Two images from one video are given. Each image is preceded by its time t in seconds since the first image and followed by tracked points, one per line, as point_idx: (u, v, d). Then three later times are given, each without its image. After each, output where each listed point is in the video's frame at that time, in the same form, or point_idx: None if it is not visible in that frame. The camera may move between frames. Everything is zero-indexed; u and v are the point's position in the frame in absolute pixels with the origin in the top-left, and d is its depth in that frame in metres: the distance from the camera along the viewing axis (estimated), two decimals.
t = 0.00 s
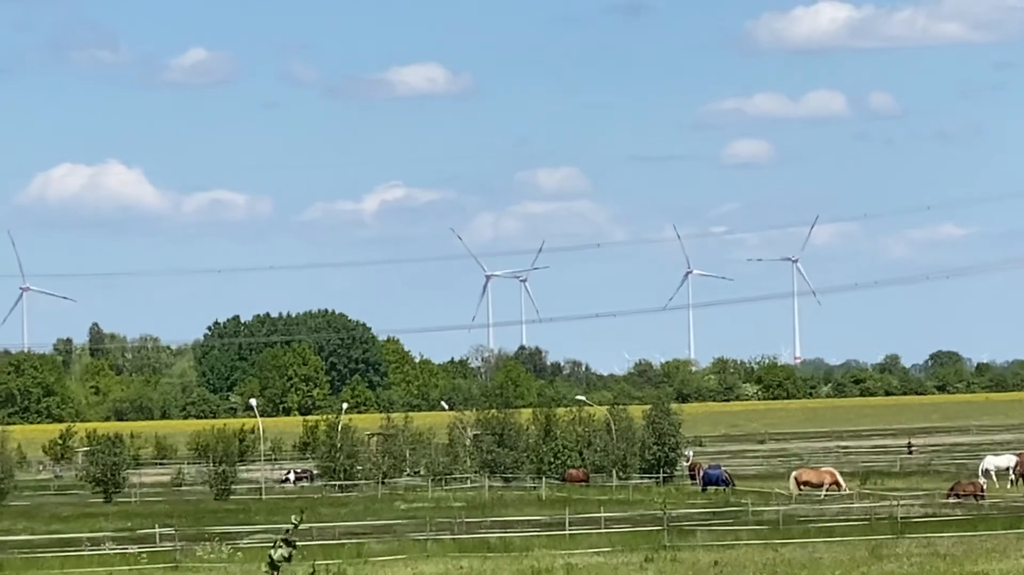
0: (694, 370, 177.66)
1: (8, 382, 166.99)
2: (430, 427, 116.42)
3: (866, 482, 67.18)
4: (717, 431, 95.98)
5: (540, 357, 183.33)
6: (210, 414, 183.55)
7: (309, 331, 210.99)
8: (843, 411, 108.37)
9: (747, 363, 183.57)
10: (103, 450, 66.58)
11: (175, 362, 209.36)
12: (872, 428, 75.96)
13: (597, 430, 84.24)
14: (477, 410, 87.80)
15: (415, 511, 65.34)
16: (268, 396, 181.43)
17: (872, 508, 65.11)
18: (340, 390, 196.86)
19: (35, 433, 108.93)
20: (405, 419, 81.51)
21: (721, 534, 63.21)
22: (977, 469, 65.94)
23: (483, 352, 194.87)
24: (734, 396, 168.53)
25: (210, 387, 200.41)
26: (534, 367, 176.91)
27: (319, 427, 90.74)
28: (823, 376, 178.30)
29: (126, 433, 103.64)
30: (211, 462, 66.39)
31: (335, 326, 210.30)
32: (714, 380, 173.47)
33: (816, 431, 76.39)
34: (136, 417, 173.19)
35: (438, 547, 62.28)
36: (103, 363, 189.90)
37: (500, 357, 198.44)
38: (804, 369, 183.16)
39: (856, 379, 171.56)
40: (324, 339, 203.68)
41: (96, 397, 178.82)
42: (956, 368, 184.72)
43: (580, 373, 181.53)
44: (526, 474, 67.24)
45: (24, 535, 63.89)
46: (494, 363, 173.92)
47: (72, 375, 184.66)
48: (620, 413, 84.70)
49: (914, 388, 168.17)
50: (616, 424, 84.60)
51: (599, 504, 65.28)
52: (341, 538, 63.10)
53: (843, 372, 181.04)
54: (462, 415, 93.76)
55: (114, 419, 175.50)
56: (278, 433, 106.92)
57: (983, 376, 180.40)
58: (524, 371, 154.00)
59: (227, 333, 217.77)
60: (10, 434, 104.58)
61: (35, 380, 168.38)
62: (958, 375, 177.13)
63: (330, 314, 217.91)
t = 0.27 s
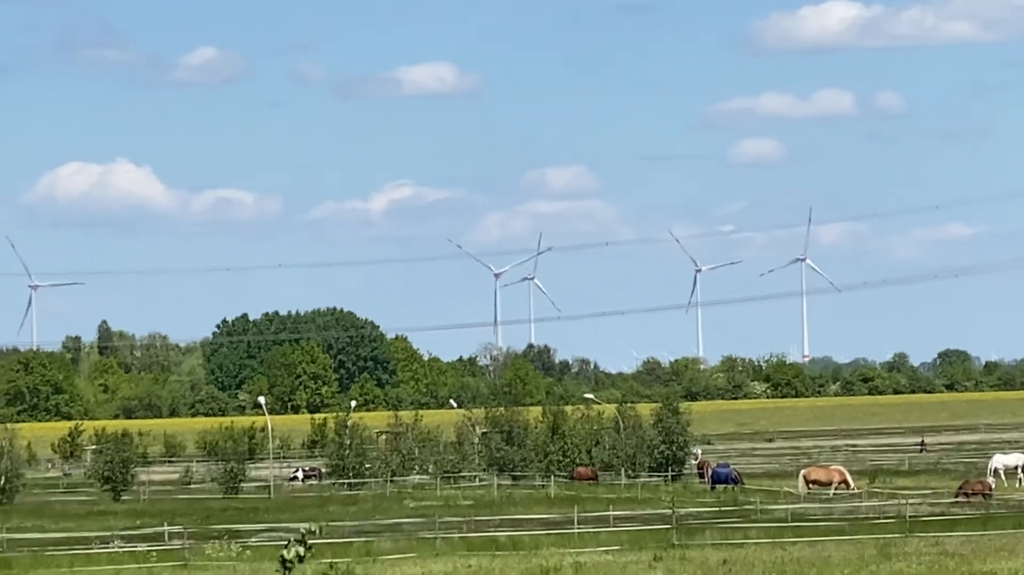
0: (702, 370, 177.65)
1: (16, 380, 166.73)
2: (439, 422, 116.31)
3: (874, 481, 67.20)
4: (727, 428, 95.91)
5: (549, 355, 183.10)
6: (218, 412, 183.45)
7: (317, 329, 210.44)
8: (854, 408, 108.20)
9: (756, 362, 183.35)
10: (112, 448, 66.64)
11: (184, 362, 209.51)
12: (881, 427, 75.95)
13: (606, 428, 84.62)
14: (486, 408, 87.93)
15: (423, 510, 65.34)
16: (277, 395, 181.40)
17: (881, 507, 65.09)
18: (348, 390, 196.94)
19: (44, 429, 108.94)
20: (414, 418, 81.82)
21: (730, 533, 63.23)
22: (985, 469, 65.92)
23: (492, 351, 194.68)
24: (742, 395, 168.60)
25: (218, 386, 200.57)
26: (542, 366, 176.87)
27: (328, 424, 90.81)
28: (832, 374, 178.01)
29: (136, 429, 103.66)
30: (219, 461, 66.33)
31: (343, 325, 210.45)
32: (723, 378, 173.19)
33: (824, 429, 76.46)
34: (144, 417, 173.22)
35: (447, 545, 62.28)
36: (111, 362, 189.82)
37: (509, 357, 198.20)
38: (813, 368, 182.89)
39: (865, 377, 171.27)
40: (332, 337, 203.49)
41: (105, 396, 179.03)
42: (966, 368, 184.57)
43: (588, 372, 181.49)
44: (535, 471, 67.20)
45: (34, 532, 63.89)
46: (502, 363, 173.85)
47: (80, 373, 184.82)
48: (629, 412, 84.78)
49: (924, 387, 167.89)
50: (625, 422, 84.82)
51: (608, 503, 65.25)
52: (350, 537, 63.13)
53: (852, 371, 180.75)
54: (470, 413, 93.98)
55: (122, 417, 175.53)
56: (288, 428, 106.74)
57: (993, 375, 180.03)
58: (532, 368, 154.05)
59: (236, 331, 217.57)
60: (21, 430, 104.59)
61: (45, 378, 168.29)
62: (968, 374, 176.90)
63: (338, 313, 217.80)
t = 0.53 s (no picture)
0: (711, 371, 177.64)
1: (24, 382, 165.66)
2: (448, 426, 116.31)
3: (882, 483, 67.09)
4: (735, 432, 95.94)
5: (557, 358, 183.17)
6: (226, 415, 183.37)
7: (325, 331, 210.15)
8: (864, 411, 108.16)
9: (763, 364, 183.43)
10: (121, 451, 66.62)
11: (191, 363, 209.58)
12: (889, 429, 75.88)
13: (614, 430, 85.08)
14: (494, 411, 88.07)
15: (431, 512, 65.25)
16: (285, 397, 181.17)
17: (889, 509, 64.97)
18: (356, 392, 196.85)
19: (53, 432, 108.88)
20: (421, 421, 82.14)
21: (738, 535, 63.12)
22: (995, 471, 65.78)
23: (500, 353, 194.60)
24: (751, 396, 168.67)
25: (226, 387, 200.51)
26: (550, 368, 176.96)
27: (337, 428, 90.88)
28: (840, 376, 178.07)
29: (145, 433, 103.62)
30: (228, 464, 66.32)
31: (351, 326, 210.55)
32: (731, 380, 173.30)
33: (834, 432, 76.48)
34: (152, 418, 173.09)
35: (455, 548, 62.18)
36: (119, 363, 189.66)
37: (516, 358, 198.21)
38: (821, 370, 182.92)
39: (873, 380, 171.40)
40: (341, 338, 203.44)
41: (113, 398, 178.55)
42: (974, 369, 184.47)
43: (596, 374, 181.47)
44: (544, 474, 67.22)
45: (42, 534, 63.82)
46: (510, 365, 173.80)
47: (88, 375, 184.67)
48: (637, 414, 84.86)
49: (932, 388, 167.92)
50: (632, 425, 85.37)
51: (616, 505, 65.19)
52: (358, 539, 63.02)
53: (860, 373, 180.79)
54: (478, 414, 94.38)
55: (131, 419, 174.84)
56: (297, 432, 106.71)
57: (1001, 378, 179.99)
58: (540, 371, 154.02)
59: (244, 333, 217.46)
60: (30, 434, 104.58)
61: (53, 381, 167.37)
62: (977, 376, 176.73)
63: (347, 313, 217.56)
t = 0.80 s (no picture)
0: (725, 374, 175.70)
1: (21, 386, 165.34)
2: (455, 431, 114.68)
3: (902, 489, 65.38)
4: (751, 436, 94.21)
5: (568, 360, 181.37)
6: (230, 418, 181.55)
7: (330, 333, 208.45)
8: (886, 415, 106.22)
9: (780, 367, 181.59)
10: (120, 455, 65.00)
11: (195, 366, 207.99)
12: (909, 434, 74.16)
13: (627, 434, 83.74)
14: (504, 415, 86.56)
15: (439, 519, 63.51)
16: (288, 401, 179.36)
17: (909, 515, 63.18)
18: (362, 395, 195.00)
19: (54, 437, 107.37)
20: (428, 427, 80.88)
21: (754, 542, 61.36)
22: (1018, 477, 63.94)
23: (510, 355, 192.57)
24: (766, 400, 166.72)
25: (230, 391, 198.71)
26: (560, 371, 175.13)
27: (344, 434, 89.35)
28: (858, 380, 176.01)
29: (148, 438, 101.88)
30: (230, 469, 64.66)
31: (357, 328, 208.93)
32: (747, 383, 171.12)
33: (854, 437, 74.81)
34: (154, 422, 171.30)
35: (463, 555, 60.40)
36: (120, 366, 187.95)
37: (526, 361, 196.32)
38: (839, 372, 180.83)
39: (892, 383, 169.32)
40: (346, 340, 201.83)
41: (113, 401, 176.68)
42: (993, 372, 182.24)
43: (607, 376, 179.52)
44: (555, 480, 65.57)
45: (39, 542, 62.16)
46: (518, 368, 171.85)
47: (89, 378, 183.03)
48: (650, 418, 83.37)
49: (952, 391, 165.84)
50: (646, 429, 84.00)
51: (628, 512, 63.50)
52: (363, 546, 61.26)
53: (878, 376, 178.69)
54: (488, 419, 92.95)
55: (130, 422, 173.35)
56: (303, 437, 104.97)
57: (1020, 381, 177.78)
58: (550, 374, 152.15)
59: (247, 335, 215.83)
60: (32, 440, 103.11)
61: (49, 384, 166.61)
62: (996, 377, 174.47)
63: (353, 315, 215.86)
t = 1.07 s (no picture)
0: (738, 376, 175.70)
1: (33, 387, 165.53)
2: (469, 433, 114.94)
3: (914, 490, 65.45)
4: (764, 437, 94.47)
5: (580, 361, 181.43)
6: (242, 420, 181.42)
7: (342, 334, 208.67)
8: (902, 416, 106.38)
9: (794, 368, 181.76)
10: (133, 457, 65.10)
11: (207, 367, 208.03)
12: (921, 435, 74.30)
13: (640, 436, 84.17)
14: (515, 416, 87.33)
15: (452, 520, 63.61)
16: (301, 402, 179.33)
17: (922, 516, 63.18)
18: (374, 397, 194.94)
19: (68, 440, 107.65)
20: (441, 429, 81.82)
21: (766, 543, 61.39)
22: None
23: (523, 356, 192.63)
24: (780, 401, 166.77)
25: (243, 393, 198.69)
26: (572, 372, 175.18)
27: (357, 435, 89.79)
28: (871, 381, 176.07)
29: (163, 439, 101.92)
30: (243, 470, 64.80)
31: (369, 329, 209.18)
32: (760, 384, 171.07)
33: (867, 438, 75.00)
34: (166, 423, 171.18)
35: (476, 556, 60.38)
36: (132, 368, 187.47)
37: (539, 362, 196.41)
38: (851, 373, 180.95)
39: (905, 384, 169.44)
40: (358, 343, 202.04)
41: (125, 403, 176.17)
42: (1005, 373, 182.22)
43: (620, 378, 179.45)
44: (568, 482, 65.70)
45: (53, 544, 62.20)
46: (531, 370, 171.77)
47: (101, 379, 182.90)
48: (663, 419, 84.30)
49: (965, 392, 165.82)
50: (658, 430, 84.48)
51: (641, 513, 63.56)
52: (376, 548, 61.27)
53: (892, 377, 178.80)
54: (501, 419, 93.42)
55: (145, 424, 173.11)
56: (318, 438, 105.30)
57: None
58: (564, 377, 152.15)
59: (260, 337, 216.08)
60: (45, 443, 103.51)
61: (62, 385, 166.03)
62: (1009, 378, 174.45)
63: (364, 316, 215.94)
